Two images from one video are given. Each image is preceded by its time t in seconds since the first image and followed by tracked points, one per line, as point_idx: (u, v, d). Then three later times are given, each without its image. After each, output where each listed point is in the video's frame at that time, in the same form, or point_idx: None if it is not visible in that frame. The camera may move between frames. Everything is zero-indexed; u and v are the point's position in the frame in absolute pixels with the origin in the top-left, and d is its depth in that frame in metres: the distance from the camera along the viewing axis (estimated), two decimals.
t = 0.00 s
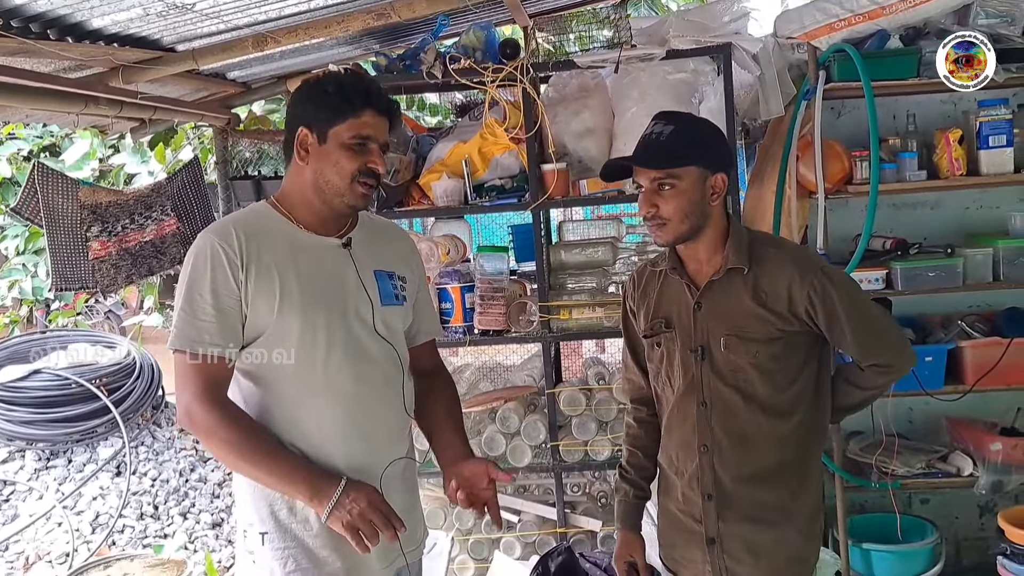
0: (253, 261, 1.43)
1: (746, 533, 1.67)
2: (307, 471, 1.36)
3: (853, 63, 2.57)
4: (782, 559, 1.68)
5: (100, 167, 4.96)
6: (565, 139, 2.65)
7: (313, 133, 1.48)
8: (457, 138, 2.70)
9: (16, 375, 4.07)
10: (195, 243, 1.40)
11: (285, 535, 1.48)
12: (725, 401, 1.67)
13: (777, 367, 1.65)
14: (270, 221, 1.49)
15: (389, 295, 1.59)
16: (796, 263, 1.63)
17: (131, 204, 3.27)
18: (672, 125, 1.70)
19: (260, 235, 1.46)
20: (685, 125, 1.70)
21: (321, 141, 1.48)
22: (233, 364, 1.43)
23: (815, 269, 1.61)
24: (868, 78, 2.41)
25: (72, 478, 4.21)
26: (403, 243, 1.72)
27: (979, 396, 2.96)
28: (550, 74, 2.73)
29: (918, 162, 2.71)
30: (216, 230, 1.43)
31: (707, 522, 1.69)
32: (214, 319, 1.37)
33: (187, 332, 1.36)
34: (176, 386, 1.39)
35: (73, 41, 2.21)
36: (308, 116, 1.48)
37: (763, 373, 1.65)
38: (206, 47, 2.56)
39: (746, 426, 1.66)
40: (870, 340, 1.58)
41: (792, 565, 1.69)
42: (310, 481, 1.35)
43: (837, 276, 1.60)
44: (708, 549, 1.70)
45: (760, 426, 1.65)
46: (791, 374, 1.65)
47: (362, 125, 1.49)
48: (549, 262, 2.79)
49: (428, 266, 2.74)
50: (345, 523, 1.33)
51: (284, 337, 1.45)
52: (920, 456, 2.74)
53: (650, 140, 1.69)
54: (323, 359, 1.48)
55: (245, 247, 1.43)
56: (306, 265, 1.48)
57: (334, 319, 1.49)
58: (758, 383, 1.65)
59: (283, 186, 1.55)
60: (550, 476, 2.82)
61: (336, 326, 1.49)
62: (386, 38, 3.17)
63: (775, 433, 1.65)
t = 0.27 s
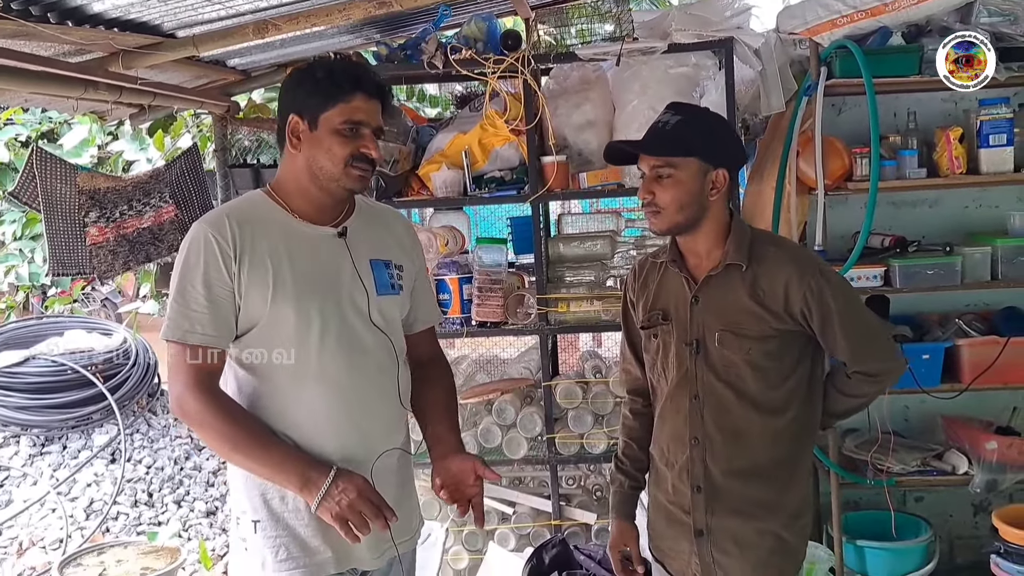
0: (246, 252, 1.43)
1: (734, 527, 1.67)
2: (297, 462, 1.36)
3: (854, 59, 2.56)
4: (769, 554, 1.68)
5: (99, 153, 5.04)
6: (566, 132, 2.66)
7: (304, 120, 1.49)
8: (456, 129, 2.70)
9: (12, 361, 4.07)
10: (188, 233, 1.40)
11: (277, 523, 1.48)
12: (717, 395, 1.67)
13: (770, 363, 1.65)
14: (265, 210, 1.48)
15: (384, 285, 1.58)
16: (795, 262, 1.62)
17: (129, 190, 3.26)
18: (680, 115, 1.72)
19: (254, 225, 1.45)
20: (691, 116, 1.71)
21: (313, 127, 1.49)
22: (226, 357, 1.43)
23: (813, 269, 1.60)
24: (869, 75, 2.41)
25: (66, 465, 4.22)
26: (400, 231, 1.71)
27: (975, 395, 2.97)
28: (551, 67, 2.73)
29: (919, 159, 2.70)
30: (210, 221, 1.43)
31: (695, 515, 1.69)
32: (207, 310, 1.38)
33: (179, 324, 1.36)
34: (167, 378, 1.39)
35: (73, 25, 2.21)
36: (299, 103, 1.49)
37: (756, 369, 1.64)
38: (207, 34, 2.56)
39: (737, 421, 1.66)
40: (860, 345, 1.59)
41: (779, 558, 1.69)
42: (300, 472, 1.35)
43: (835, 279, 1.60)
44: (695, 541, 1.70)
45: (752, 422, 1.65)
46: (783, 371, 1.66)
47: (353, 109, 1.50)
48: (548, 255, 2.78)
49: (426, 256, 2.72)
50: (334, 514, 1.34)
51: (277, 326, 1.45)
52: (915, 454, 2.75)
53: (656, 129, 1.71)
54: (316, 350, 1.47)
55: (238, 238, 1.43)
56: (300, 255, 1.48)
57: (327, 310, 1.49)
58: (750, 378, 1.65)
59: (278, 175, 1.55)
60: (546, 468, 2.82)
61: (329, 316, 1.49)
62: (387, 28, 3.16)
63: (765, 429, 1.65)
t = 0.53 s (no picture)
0: (239, 244, 1.43)
1: (719, 521, 1.67)
2: (289, 455, 1.37)
3: (855, 57, 2.57)
4: (756, 550, 1.67)
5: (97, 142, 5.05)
6: (566, 126, 2.66)
7: (293, 110, 1.48)
8: (456, 122, 2.70)
9: (9, 349, 4.07)
10: (181, 225, 1.41)
11: (272, 511, 1.48)
12: (704, 390, 1.67)
13: (758, 360, 1.64)
14: (259, 201, 1.48)
15: (379, 276, 1.58)
16: (788, 259, 1.61)
17: (127, 177, 3.27)
18: (680, 108, 1.72)
19: (247, 217, 1.45)
20: (691, 110, 1.71)
21: (302, 118, 1.48)
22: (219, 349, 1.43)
23: (803, 266, 1.59)
24: (869, 72, 2.41)
25: (62, 453, 4.22)
26: (397, 220, 1.70)
27: (971, 394, 2.97)
28: (552, 61, 2.73)
29: (918, 158, 2.70)
30: (204, 212, 1.43)
31: (681, 506, 1.69)
32: (199, 302, 1.38)
33: (172, 316, 1.36)
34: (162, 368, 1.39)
35: (74, 12, 2.21)
36: (288, 94, 1.48)
37: (742, 364, 1.64)
38: (207, 23, 2.56)
39: (723, 416, 1.66)
40: (844, 345, 1.57)
41: (764, 555, 1.68)
42: (292, 464, 1.36)
43: (824, 278, 1.59)
44: (681, 533, 1.70)
45: (736, 417, 1.65)
46: (771, 368, 1.65)
47: (342, 98, 1.48)
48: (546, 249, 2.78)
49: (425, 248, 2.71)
50: (323, 508, 1.35)
51: (270, 317, 1.45)
52: (910, 451, 2.75)
53: (656, 121, 1.72)
54: (310, 341, 1.47)
55: (230, 230, 1.42)
56: (293, 247, 1.48)
57: (321, 302, 1.49)
58: (737, 374, 1.64)
59: (271, 166, 1.55)
60: (542, 462, 2.82)
61: (323, 308, 1.49)
62: (388, 20, 3.15)
63: (751, 426, 1.65)
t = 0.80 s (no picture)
0: (239, 245, 1.42)
1: (713, 520, 1.68)
2: (289, 456, 1.37)
3: (856, 58, 2.55)
4: (751, 551, 1.68)
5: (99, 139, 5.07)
6: (566, 125, 2.66)
7: (287, 115, 1.45)
8: (457, 121, 2.69)
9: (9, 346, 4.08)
10: (181, 228, 1.40)
11: (274, 508, 1.48)
12: (698, 388, 1.67)
13: (751, 358, 1.63)
14: (258, 202, 1.47)
15: (379, 272, 1.57)
16: (783, 259, 1.61)
17: (129, 175, 3.27)
18: (676, 108, 1.72)
19: (247, 218, 1.45)
20: (687, 109, 1.71)
21: (297, 121, 1.45)
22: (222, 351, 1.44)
23: (797, 265, 1.59)
24: (870, 73, 2.41)
25: (62, 450, 4.22)
26: (396, 215, 1.68)
27: (970, 396, 2.98)
28: (553, 60, 2.73)
29: (919, 159, 2.70)
30: (202, 215, 1.42)
31: (674, 504, 1.69)
32: (200, 305, 1.38)
33: (174, 320, 1.36)
34: (165, 371, 1.39)
35: (76, 9, 2.21)
36: (281, 98, 1.45)
37: (735, 363, 1.64)
38: (209, 21, 2.56)
39: (717, 415, 1.66)
40: (836, 346, 1.57)
41: (758, 556, 1.69)
42: (292, 465, 1.37)
43: (818, 278, 1.58)
44: (674, 531, 1.70)
45: (729, 416, 1.65)
46: (765, 368, 1.64)
47: (335, 100, 1.45)
48: (547, 248, 2.78)
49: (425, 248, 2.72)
50: (323, 511, 1.36)
51: (271, 317, 1.45)
52: (910, 453, 2.75)
53: (652, 121, 1.71)
54: (312, 340, 1.47)
55: (231, 231, 1.42)
56: (293, 247, 1.47)
57: (322, 301, 1.48)
58: (730, 372, 1.64)
59: (268, 167, 1.54)
60: (541, 462, 2.83)
61: (324, 307, 1.48)
62: (390, 18, 3.15)
63: (744, 425, 1.64)
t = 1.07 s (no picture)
0: (235, 248, 1.43)
1: (710, 520, 1.68)
2: (288, 455, 1.38)
3: (856, 59, 2.56)
4: (747, 553, 1.69)
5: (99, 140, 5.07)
6: (567, 126, 2.66)
7: (286, 114, 1.46)
8: (458, 122, 2.69)
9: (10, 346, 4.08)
10: (178, 231, 1.42)
11: (273, 509, 1.49)
12: (695, 388, 1.67)
13: (748, 358, 1.63)
14: (254, 204, 1.48)
15: (376, 273, 1.57)
16: (780, 260, 1.61)
17: (130, 176, 3.27)
18: (679, 110, 1.72)
19: (244, 220, 1.46)
20: (686, 112, 1.71)
21: (297, 120, 1.46)
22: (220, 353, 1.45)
23: (794, 265, 1.59)
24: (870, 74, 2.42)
25: (62, 450, 4.22)
26: (395, 216, 1.68)
27: (970, 398, 2.98)
28: (553, 61, 2.73)
29: (919, 161, 2.71)
30: (199, 218, 1.43)
31: (672, 505, 1.70)
32: (197, 308, 1.39)
33: (171, 322, 1.38)
34: (165, 373, 1.41)
35: (77, 10, 2.22)
36: (281, 96, 1.46)
37: (732, 362, 1.64)
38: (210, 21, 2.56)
39: (714, 415, 1.66)
40: (833, 345, 1.58)
41: (753, 557, 1.69)
42: (289, 465, 1.37)
43: (817, 278, 1.59)
44: (670, 531, 1.71)
45: (726, 416, 1.65)
46: (761, 368, 1.64)
47: (334, 99, 1.46)
48: (547, 249, 2.79)
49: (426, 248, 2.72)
50: (322, 511, 1.36)
51: (268, 318, 1.45)
52: (910, 454, 2.76)
53: (653, 123, 1.72)
54: (308, 341, 1.47)
55: (226, 233, 1.43)
56: (289, 249, 1.47)
57: (318, 302, 1.48)
58: (727, 372, 1.64)
59: (267, 168, 1.54)
60: (541, 463, 2.83)
61: (320, 308, 1.49)
62: (391, 19, 3.16)
63: (741, 425, 1.65)
